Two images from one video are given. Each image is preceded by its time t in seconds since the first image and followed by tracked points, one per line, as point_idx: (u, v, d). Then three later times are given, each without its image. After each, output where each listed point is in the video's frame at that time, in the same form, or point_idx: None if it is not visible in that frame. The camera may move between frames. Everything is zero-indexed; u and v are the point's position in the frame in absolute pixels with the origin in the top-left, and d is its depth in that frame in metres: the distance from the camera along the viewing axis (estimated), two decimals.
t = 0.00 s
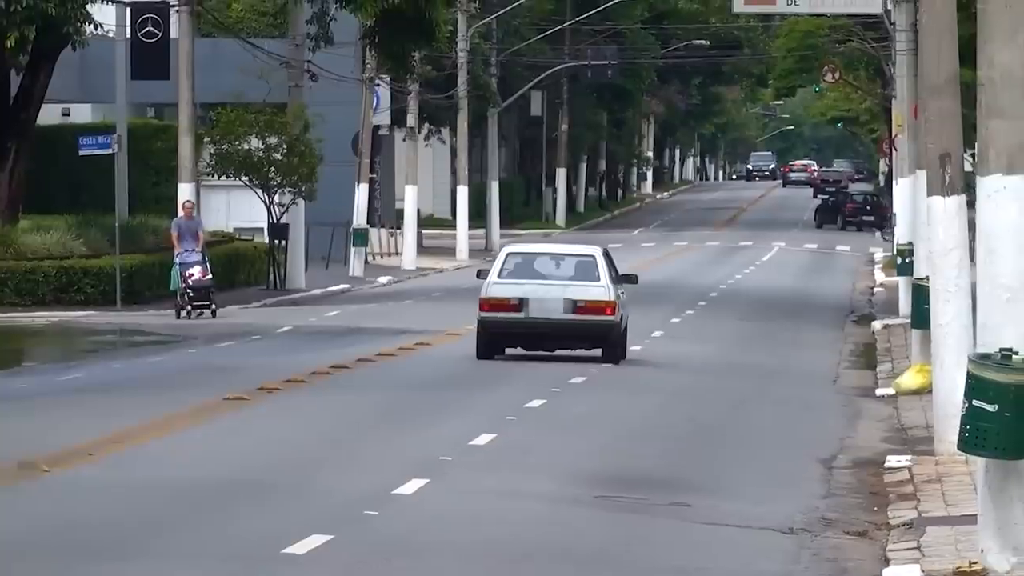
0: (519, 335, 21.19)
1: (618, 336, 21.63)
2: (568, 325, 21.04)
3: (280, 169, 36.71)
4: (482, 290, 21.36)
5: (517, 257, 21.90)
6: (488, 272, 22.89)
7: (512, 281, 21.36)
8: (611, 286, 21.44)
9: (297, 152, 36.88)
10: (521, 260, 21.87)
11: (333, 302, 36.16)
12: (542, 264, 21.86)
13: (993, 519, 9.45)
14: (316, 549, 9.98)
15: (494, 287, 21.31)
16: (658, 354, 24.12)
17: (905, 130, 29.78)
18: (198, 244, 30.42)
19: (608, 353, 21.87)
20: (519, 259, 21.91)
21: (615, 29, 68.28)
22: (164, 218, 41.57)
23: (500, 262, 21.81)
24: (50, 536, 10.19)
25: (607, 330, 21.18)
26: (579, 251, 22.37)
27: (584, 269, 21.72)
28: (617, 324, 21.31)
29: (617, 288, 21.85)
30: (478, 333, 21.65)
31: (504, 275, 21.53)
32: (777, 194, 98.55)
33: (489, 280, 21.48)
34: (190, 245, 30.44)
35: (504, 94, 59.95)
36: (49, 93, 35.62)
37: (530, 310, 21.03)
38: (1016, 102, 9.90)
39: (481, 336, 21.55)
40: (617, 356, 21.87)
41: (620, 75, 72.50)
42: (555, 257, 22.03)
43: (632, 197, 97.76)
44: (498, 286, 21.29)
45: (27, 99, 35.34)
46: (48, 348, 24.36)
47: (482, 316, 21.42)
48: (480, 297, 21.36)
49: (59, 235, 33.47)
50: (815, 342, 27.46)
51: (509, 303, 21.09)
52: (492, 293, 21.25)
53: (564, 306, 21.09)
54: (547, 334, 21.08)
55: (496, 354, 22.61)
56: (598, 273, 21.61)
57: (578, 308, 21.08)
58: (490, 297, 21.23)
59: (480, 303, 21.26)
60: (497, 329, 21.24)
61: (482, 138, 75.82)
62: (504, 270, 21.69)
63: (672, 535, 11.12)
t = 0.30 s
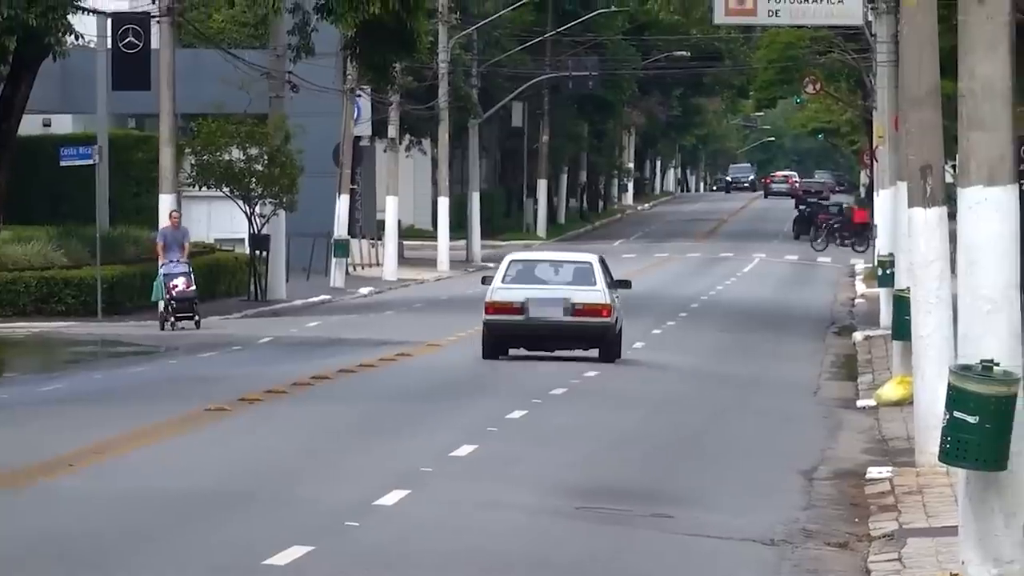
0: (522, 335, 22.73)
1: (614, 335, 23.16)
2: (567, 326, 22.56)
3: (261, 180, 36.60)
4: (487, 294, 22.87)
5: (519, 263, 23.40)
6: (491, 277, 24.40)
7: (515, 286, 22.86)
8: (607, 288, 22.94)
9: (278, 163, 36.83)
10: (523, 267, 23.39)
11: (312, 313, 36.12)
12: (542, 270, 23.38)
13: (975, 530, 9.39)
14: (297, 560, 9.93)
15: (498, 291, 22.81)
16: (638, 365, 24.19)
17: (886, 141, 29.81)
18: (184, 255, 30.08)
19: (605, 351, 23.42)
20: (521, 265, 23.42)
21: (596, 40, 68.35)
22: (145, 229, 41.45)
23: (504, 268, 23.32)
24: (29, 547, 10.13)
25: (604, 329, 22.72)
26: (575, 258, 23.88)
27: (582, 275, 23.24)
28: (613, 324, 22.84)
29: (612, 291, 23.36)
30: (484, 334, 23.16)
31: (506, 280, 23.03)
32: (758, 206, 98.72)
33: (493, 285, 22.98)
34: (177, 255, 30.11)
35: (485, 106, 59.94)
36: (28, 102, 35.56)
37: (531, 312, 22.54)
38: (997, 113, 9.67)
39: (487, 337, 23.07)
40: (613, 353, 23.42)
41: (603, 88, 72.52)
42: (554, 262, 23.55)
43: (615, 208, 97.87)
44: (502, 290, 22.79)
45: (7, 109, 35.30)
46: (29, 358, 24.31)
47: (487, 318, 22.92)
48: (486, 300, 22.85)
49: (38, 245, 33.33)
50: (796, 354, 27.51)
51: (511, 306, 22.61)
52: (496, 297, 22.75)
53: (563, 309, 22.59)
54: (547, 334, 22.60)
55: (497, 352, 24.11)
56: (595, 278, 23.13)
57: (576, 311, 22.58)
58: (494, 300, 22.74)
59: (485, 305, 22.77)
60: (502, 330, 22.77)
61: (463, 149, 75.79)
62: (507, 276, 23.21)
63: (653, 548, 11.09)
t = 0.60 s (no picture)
0: (520, 335, 24.69)
1: (605, 336, 25.09)
2: (562, 326, 24.52)
3: (240, 187, 36.44)
4: (488, 296, 24.84)
5: (517, 268, 25.34)
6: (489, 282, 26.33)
7: (514, 289, 24.80)
8: (599, 292, 24.87)
9: (256, 170, 36.82)
10: (521, 272, 25.34)
11: (291, 320, 36.09)
12: (538, 275, 25.32)
13: (952, 537, 9.39)
14: (274, 567, 9.93)
15: (498, 295, 24.76)
16: (618, 373, 24.30)
17: (865, 150, 29.90)
18: (165, 262, 30.12)
19: (597, 350, 25.32)
20: (520, 270, 25.35)
21: (575, 48, 68.35)
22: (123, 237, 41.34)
23: (503, 273, 25.27)
24: (8, 552, 10.11)
25: (596, 331, 24.66)
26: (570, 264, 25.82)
27: (576, 279, 25.19)
28: (605, 325, 24.79)
29: (604, 295, 25.28)
30: (485, 334, 25.11)
31: (505, 284, 24.97)
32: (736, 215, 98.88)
33: (493, 288, 24.93)
34: (157, 263, 30.18)
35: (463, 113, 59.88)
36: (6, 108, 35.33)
37: (529, 314, 24.49)
38: (976, 121, 9.60)
39: (488, 337, 25.02)
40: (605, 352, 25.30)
41: (581, 95, 72.55)
42: (550, 268, 25.49)
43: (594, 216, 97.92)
44: (502, 293, 24.75)
45: None
46: (8, 365, 24.29)
47: (489, 319, 24.89)
48: (487, 302, 24.81)
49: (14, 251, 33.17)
50: (774, 361, 27.62)
51: (511, 308, 24.57)
52: (496, 300, 24.71)
53: (559, 311, 24.54)
54: (543, 333, 24.56)
55: (498, 351, 26.07)
56: (588, 283, 25.07)
57: (571, 313, 24.52)
58: (495, 302, 24.71)
59: (486, 307, 24.73)
60: (501, 330, 24.73)
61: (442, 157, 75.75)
62: (506, 280, 25.14)
63: (632, 553, 11.12)
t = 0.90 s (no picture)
0: (514, 328, 26.75)
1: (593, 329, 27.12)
2: (554, 320, 26.56)
3: (216, 192, 36.41)
4: (483, 293, 26.89)
5: (510, 266, 27.40)
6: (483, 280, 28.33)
7: (508, 286, 26.86)
8: (587, 289, 26.91)
9: (232, 175, 36.71)
10: (513, 271, 27.40)
11: (266, 325, 36.04)
12: (530, 273, 27.38)
13: (927, 543, 9.42)
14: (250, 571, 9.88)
15: (493, 291, 26.82)
16: (594, 378, 24.37)
17: (841, 155, 29.95)
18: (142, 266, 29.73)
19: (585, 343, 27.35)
20: (512, 269, 27.41)
21: (550, 53, 68.36)
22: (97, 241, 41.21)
23: (498, 271, 27.33)
24: None
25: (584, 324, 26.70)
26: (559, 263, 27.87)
27: (565, 277, 27.25)
28: (593, 319, 26.83)
29: (591, 291, 27.35)
30: (481, 328, 27.14)
31: (499, 282, 27.02)
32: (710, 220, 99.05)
33: (488, 285, 26.99)
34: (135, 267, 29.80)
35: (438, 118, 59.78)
36: None
37: (522, 309, 26.55)
38: (951, 127, 9.60)
39: (484, 331, 27.05)
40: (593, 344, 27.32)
41: (557, 100, 72.55)
42: (541, 266, 27.54)
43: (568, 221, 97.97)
44: (496, 290, 26.81)
45: None
46: None
47: (484, 314, 26.94)
48: (483, 298, 26.86)
49: None
50: (750, 366, 27.71)
51: (505, 303, 26.62)
52: (491, 296, 26.76)
53: (550, 305, 26.56)
54: (536, 327, 26.61)
55: (493, 344, 28.08)
56: (577, 280, 27.11)
57: (562, 307, 26.57)
58: (490, 298, 26.76)
59: (482, 302, 26.78)
60: (496, 324, 26.79)
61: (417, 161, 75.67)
62: (500, 278, 27.18)
63: (608, 558, 11.11)
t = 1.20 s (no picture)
0: (505, 324, 28.32)
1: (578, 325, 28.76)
2: (543, 316, 28.17)
3: (190, 197, 36.36)
4: (475, 290, 28.44)
5: (499, 265, 28.96)
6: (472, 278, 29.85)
7: (498, 284, 28.44)
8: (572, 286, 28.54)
9: (207, 179, 36.67)
10: (503, 269, 28.96)
11: (242, 329, 35.96)
12: (518, 271, 28.96)
13: (903, 548, 9.41)
14: None
15: (484, 288, 28.39)
16: (570, 382, 24.40)
17: (816, 160, 29.99)
18: (118, 272, 29.82)
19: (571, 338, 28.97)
20: (501, 268, 28.95)
21: (525, 57, 68.36)
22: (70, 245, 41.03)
23: (488, 270, 28.89)
24: None
25: (571, 320, 28.35)
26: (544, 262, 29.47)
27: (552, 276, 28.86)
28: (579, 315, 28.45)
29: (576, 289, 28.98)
30: (473, 324, 28.68)
31: (490, 280, 28.57)
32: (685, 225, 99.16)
33: (479, 283, 28.56)
34: (110, 274, 29.84)
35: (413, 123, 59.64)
36: None
37: (513, 305, 28.13)
38: (926, 132, 9.63)
39: (476, 327, 28.58)
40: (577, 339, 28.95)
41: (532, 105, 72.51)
42: (528, 266, 29.12)
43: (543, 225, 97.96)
44: (488, 287, 28.38)
45: None
46: None
47: (475, 310, 28.49)
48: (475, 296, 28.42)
49: None
50: (725, 371, 27.78)
51: (497, 300, 28.19)
52: (483, 293, 28.33)
53: (539, 302, 28.19)
54: (525, 323, 28.20)
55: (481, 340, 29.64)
56: (563, 278, 28.72)
57: (550, 304, 28.18)
58: (482, 295, 28.33)
59: (474, 299, 28.33)
60: (488, 320, 28.35)
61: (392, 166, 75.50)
62: (490, 276, 28.75)
63: (586, 563, 11.10)
